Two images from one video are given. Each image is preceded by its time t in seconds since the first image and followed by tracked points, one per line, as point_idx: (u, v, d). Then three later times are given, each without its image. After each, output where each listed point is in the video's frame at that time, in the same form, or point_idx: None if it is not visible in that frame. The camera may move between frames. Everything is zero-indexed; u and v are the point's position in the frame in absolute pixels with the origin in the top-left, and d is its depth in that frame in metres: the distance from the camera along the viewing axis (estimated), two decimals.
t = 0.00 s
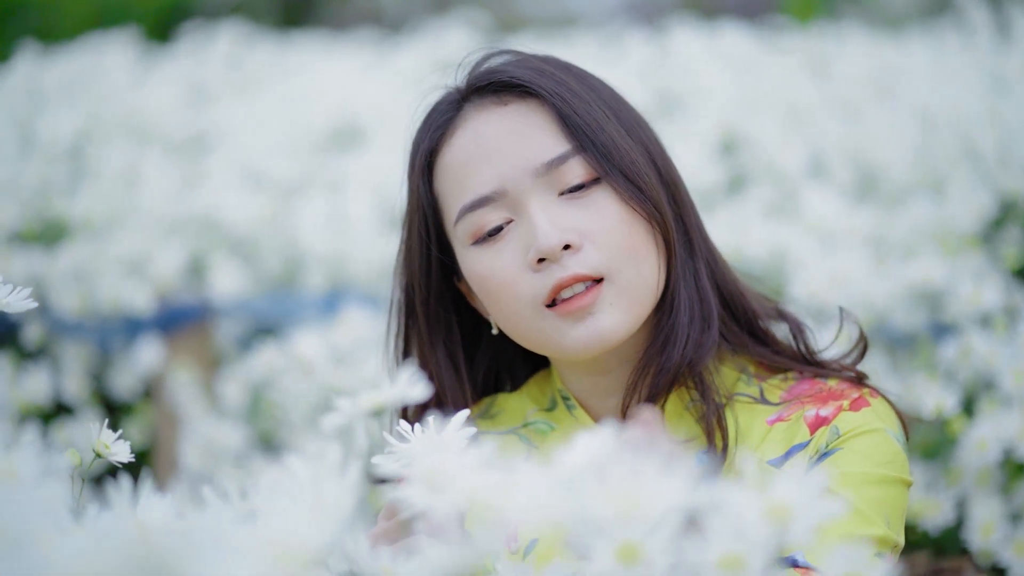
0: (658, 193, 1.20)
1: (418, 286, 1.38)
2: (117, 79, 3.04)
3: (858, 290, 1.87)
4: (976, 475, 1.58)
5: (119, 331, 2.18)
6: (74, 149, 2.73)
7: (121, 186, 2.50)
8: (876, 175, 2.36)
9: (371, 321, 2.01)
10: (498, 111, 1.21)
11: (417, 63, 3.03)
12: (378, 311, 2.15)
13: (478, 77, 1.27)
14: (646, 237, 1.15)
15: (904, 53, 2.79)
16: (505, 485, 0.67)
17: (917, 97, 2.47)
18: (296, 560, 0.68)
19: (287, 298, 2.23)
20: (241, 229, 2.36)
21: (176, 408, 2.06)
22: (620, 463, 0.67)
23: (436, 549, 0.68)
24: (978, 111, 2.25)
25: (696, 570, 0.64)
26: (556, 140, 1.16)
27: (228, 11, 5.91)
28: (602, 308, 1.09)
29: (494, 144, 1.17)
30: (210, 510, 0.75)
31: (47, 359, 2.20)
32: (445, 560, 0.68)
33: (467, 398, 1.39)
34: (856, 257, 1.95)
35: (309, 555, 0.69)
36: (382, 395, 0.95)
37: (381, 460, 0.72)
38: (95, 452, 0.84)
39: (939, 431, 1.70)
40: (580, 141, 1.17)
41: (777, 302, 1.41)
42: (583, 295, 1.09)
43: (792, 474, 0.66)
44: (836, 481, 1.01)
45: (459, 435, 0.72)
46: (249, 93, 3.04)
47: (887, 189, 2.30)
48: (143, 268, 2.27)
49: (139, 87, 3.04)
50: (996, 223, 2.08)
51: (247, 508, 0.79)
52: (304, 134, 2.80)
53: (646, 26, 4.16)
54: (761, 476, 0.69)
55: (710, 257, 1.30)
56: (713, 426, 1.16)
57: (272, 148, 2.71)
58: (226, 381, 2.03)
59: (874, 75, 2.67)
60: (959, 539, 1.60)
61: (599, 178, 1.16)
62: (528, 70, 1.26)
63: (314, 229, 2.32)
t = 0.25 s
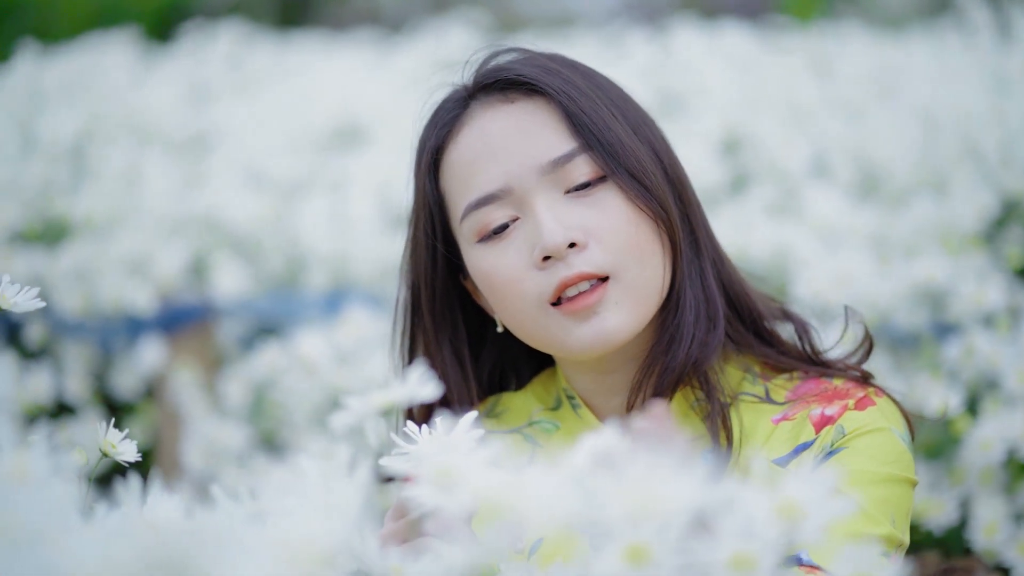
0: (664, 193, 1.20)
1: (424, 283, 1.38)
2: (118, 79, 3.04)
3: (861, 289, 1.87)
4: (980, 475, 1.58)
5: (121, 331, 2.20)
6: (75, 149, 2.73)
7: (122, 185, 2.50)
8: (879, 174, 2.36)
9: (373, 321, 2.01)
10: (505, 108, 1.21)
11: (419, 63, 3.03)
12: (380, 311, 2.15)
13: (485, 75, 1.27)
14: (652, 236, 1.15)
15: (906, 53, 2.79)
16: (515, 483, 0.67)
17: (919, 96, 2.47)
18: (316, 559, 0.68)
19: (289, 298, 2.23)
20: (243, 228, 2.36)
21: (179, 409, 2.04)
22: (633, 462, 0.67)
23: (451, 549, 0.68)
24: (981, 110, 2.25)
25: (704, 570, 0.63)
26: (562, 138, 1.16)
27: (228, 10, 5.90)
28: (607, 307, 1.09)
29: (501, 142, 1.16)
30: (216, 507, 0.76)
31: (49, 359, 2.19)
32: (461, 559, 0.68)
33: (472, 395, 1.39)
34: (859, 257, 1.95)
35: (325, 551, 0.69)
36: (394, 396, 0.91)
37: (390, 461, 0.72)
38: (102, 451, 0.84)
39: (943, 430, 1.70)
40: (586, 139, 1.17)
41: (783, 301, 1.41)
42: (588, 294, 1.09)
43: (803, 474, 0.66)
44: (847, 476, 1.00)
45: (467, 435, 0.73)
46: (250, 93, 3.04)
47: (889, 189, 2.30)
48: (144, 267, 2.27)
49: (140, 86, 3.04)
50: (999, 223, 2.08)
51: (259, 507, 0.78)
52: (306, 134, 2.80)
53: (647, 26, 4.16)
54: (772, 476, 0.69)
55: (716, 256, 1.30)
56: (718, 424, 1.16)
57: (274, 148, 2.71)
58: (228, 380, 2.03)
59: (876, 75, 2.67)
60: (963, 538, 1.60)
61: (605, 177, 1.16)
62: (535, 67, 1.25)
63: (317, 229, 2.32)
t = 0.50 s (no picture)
0: (671, 191, 1.20)
1: (430, 281, 1.37)
2: (118, 79, 3.03)
3: (863, 289, 1.87)
4: (983, 474, 1.57)
5: (122, 330, 2.18)
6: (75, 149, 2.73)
7: (123, 185, 2.50)
8: (881, 174, 2.36)
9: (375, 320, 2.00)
10: (511, 105, 1.21)
11: (420, 62, 3.03)
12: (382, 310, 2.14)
13: (492, 72, 1.27)
14: (658, 234, 1.15)
15: (908, 52, 2.79)
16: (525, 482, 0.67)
17: (921, 95, 2.47)
18: (326, 558, 0.68)
19: (290, 298, 2.23)
20: (244, 228, 2.36)
21: (181, 409, 2.03)
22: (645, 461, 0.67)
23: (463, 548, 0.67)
24: (983, 110, 2.25)
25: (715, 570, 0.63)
26: (569, 135, 1.16)
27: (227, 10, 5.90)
28: (612, 305, 1.09)
29: (507, 139, 1.16)
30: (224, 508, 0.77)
31: (51, 359, 2.20)
32: (473, 558, 0.66)
33: (477, 393, 1.40)
34: (861, 256, 1.95)
35: (335, 551, 0.68)
36: (401, 393, 0.92)
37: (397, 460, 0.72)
38: (109, 451, 0.83)
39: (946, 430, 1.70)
40: (593, 137, 1.17)
41: (790, 300, 1.41)
42: (593, 291, 1.08)
43: (816, 475, 0.66)
44: (857, 473, 0.99)
45: (474, 434, 0.72)
46: (251, 93, 3.04)
47: (891, 188, 2.30)
48: (146, 268, 2.27)
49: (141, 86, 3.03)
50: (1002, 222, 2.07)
51: (266, 507, 0.78)
52: (307, 134, 2.79)
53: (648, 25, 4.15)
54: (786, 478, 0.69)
55: (723, 254, 1.30)
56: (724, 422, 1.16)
57: (275, 148, 2.71)
58: (229, 379, 2.03)
59: (878, 75, 2.67)
60: (966, 537, 1.60)
61: (611, 174, 1.15)
62: (541, 65, 1.25)
63: (318, 228, 2.31)
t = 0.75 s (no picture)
0: (677, 188, 1.20)
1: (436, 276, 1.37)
2: (118, 79, 3.03)
3: (865, 289, 1.87)
4: (986, 474, 1.57)
5: (122, 329, 2.17)
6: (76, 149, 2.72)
7: (124, 184, 2.50)
8: (882, 173, 2.36)
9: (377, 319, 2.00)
10: (519, 102, 1.21)
11: (420, 62, 3.02)
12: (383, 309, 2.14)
13: (500, 68, 1.27)
14: (664, 232, 1.15)
15: (909, 52, 2.78)
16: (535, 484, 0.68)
17: (922, 95, 2.46)
18: (337, 557, 0.68)
19: (292, 297, 2.23)
20: (245, 228, 2.36)
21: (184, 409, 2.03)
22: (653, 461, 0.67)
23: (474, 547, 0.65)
24: (984, 109, 2.25)
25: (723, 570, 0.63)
26: (576, 132, 1.16)
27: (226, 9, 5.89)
28: (617, 302, 1.08)
29: (514, 135, 1.16)
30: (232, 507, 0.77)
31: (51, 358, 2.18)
32: (485, 558, 0.65)
33: (483, 389, 1.40)
34: (863, 256, 1.95)
35: (347, 550, 0.68)
36: (407, 392, 0.91)
37: (403, 459, 0.71)
38: (114, 450, 0.83)
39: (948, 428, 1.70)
40: (600, 134, 1.17)
41: (796, 300, 1.41)
42: (598, 287, 1.08)
43: (826, 474, 0.65)
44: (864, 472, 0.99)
45: (479, 432, 0.72)
46: (251, 93, 3.04)
47: (893, 188, 2.29)
48: (147, 267, 2.27)
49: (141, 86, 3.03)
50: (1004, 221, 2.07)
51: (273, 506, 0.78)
52: (308, 134, 2.79)
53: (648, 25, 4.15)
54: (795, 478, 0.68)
55: (729, 252, 1.30)
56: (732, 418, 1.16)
57: (275, 147, 2.71)
58: (230, 379, 2.03)
59: (879, 75, 2.67)
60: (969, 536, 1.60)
61: (618, 172, 1.15)
62: (549, 61, 1.25)
63: (319, 227, 2.31)
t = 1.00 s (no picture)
0: (684, 188, 1.19)
1: (442, 272, 1.37)
2: (118, 78, 3.03)
3: (866, 288, 1.87)
4: (987, 474, 1.57)
5: (123, 329, 2.17)
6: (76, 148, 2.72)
7: (124, 184, 2.49)
8: (883, 172, 2.36)
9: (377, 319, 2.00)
10: (526, 98, 1.21)
11: (421, 62, 3.02)
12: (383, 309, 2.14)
13: (509, 65, 1.27)
14: (669, 231, 1.14)
15: (910, 51, 2.78)
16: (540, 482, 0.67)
17: (923, 94, 2.46)
18: (347, 559, 0.68)
19: (292, 297, 2.22)
20: (246, 228, 2.35)
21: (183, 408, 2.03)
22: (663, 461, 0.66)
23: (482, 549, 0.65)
24: (985, 109, 2.25)
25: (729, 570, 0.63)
26: (583, 129, 1.16)
27: (225, 8, 5.88)
28: (620, 300, 1.08)
29: (521, 132, 1.16)
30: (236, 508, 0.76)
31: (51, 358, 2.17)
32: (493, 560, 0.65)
33: (489, 385, 1.39)
34: (864, 255, 1.95)
35: (357, 553, 0.68)
36: (414, 392, 0.92)
37: (407, 458, 0.71)
38: (118, 450, 0.83)
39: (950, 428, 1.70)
40: (607, 132, 1.17)
41: (803, 303, 1.40)
42: (601, 285, 1.08)
43: (833, 474, 0.65)
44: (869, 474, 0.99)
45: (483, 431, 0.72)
46: (251, 92, 3.03)
47: (894, 187, 2.29)
48: (147, 267, 2.27)
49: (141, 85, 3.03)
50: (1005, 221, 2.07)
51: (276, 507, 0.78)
52: (308, 133, 2.79)
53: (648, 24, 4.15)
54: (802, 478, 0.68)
55: (737, 251, 1.30)
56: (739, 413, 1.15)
57: (275, 147, 2.70)
58: (230, 379, 2.03)
59: (880, 74, 2.66)
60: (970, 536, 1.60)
61: (624, 170, 1.15)
62: (558, 59, 1.25)
63: (319, 227, 2.31)
